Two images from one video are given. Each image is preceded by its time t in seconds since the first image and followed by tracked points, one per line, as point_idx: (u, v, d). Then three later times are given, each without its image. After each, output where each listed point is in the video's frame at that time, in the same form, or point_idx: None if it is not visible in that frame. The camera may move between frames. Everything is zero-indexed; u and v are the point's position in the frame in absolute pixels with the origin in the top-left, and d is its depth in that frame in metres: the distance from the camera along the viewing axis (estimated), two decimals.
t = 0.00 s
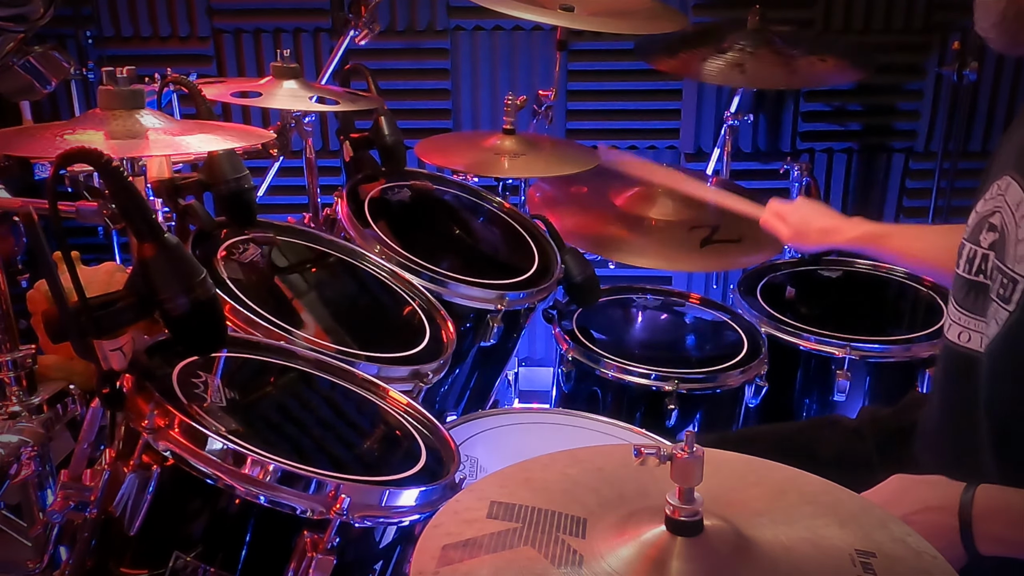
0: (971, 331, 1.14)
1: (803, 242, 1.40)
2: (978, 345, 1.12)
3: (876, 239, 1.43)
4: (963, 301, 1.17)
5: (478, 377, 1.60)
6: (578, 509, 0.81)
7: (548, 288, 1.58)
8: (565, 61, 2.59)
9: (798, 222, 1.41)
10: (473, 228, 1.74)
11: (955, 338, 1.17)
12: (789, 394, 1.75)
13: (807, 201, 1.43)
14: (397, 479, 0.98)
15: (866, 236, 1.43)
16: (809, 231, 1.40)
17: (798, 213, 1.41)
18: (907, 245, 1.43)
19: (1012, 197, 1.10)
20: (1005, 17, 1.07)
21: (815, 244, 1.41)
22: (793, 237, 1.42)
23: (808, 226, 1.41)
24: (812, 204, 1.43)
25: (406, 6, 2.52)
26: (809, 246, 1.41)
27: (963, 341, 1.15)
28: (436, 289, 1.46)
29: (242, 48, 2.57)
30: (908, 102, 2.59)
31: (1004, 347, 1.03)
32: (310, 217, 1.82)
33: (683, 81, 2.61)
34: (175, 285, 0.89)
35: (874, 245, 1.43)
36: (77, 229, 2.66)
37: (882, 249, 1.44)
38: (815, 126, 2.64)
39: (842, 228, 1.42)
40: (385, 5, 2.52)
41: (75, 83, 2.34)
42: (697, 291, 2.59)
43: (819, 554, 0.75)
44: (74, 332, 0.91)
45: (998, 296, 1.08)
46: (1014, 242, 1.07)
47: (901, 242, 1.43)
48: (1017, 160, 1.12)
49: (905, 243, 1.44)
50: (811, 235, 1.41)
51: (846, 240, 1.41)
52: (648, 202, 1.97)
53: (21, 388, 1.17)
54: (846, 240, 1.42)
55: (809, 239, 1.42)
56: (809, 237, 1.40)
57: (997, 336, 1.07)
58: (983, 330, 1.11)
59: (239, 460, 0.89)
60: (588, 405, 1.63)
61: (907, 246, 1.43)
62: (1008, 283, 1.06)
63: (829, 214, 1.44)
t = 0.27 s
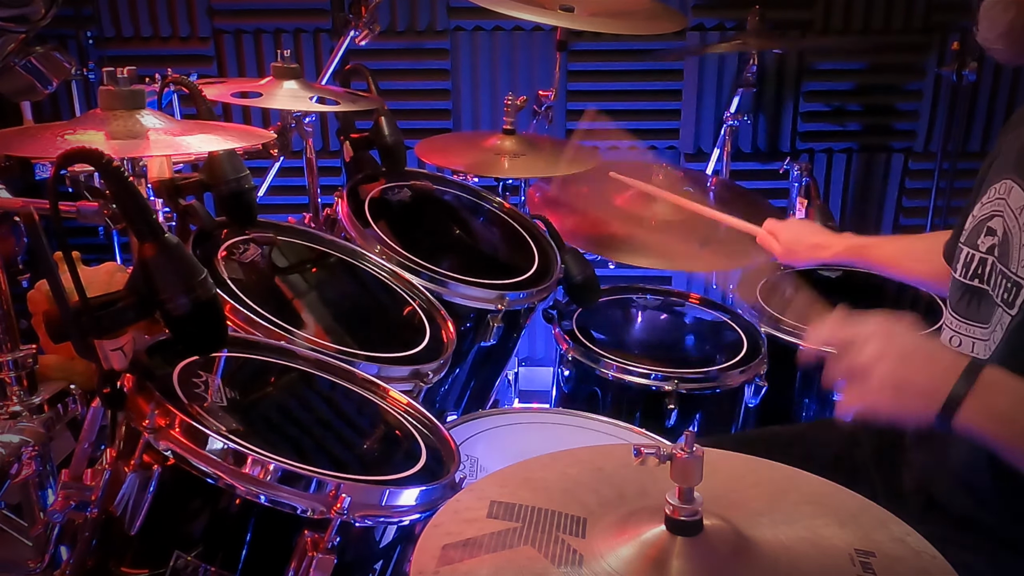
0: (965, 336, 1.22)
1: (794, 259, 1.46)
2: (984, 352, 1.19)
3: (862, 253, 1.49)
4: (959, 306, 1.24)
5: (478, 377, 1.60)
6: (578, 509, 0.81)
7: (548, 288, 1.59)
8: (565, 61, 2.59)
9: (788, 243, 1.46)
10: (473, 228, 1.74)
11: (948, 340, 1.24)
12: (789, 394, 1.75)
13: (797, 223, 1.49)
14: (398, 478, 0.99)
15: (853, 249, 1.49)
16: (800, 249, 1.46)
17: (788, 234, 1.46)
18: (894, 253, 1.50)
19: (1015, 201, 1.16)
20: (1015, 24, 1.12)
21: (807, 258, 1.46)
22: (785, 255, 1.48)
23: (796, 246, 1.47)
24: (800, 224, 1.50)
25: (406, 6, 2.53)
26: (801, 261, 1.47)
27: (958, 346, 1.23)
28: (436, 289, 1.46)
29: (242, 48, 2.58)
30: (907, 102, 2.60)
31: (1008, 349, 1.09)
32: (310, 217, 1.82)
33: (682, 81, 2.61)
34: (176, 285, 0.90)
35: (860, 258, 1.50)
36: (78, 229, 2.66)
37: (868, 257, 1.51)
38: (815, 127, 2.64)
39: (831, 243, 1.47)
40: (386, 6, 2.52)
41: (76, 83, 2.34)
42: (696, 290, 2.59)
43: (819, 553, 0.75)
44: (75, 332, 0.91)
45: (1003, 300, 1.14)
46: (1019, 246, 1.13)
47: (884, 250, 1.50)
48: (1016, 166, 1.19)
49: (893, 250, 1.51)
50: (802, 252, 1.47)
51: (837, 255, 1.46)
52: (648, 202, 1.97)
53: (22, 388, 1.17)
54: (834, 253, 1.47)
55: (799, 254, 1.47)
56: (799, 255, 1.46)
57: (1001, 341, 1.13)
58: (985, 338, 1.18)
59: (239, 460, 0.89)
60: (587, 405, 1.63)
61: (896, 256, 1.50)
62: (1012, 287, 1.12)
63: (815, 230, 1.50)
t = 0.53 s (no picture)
0: (959, 327, 1.17)
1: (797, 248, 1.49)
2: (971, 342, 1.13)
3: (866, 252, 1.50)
4: (957, 299, 1.19)
5: (478, 377, 1.61)
6: (578, 508, 0.81)
7: (548, 288, 1.59)
8: (565, 61, 2.59)
9: (796, 230, 1.49)
10: (473, 228, 1.74)
11: (944, 333, 1.20)
12: (788, 394, 1.75)
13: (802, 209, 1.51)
14: (398, 478, 0.99)
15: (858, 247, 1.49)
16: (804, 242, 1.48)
17: (796, 222, 1.49)
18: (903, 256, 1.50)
19: (1016, 193, 1.09)
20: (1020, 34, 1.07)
21: (808, 252, 1.49)
22: (789, 242, 1.50)
23: (803, 234, 1.49)
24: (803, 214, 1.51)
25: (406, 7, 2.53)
26: (804, 254, 1.50)
27: (949, 336, 1.18)
28: (436, 289, 1.46)
29: (243, 48, 2.58)
30: (906, 102, 2.60)
31: (1004, 343, 1.02)
32: (311, 217, 1.82)
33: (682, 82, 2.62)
34: (176, 285, 0.90)
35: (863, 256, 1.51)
36: (78, 229, 2.66)
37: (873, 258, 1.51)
38: (814, 127, 2.65)
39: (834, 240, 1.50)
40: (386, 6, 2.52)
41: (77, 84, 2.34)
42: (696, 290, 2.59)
43: (818, 553, 0.75)
44: (75, 331, 0.92)
45: (1002, 291, 1.07)
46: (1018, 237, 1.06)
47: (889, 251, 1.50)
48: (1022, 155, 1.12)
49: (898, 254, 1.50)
50: (805, 244, 1.49)
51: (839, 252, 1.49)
52: (648, 202, 1.98)
53: (23, 388, 1.17)
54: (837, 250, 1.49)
55: (802, 247, 1.50)
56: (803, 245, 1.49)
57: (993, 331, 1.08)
58: (976, 328, 1.13)
59: (240, 459, 0.89)
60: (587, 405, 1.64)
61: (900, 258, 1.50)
62: (1011, 277, 1.06)
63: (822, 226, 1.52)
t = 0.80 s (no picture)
0: (963, 337, 1.21)
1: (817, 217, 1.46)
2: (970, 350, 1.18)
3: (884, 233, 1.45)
4: (957, 309, 1.25)
5: (478, 377, 1.61)
6: (578, 508, 0.82)
7: (548, 288, 1.59)
8: (565, 62, 2.60)
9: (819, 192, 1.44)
10: (473, 228, 1.74)
11: (949, 344, 1.25)
12: (787, 395, 1.76)
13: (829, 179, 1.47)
14: (398, 478, 0.99)
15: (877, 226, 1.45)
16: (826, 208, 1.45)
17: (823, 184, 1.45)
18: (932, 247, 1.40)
19: (1000, 206, 1.18)
20: (991, 33, 1.16)
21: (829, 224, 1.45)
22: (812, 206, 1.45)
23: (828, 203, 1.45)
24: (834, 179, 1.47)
25: (406, 7, 2.53)
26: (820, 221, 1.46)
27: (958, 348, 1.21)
28: (436, 289, 1.47)
29: (243, 48, 2.58)
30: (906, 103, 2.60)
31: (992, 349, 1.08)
32: (311, 217, 1.82)
33: (682, 82, 2.62)
34: (177, 285, 0.90)
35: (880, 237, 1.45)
36: (79, 229, 2.66)
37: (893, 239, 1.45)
38: (814, 127, 2.65)
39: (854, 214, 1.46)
40: (386, 7, 2.53)
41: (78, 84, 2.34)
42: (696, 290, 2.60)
43: (818, 552, 0.76)
44: (76, 332, 0.92)
45: (990, 303, 1.14)
46: (1004, 249, 1.14)
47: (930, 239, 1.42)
48: (1006, 170, 1.19)
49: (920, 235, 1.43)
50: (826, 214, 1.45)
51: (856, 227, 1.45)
52: (648, 203, 1.98)
53: (24, 388, 1.18)
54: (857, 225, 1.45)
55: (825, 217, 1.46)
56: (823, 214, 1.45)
57: (984, 339, 1.13)
58: (974, 338, 1.19)
59: (240, 459, 0.90)
60: (587, 405, 1.64)
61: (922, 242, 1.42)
62: (999, 292, 1.12)
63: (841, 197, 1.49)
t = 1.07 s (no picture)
0: (963, 330, 1.15)
1: (817, 215, 1.47)
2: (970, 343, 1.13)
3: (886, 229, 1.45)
4: (956, 299, 1.18)
5: (478, 377, 1.61)
6: (578, 508, 0.82)
7: (548, 288, 1.59)
8: (565, 62, 2.60)
9: (816, 196, 1.48)
10: (473, 228, 1.74)
11: (944, 334, 1.19)
12: (787, 396, 1.76)
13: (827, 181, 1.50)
14: (399, 477, 0.99)
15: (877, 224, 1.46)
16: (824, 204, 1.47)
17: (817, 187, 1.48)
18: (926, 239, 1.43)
19: (1004, 194, 1.10)
20: (996, 27, 1.07)
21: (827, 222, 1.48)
22: (810, 208, 1.48)
23: (826, 202, 1.48)
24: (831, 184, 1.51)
25: (406, 7, 2.53)
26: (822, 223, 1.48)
27: (954, 339, 1.17)
28: (436, 289, 1.47)
29: (243, 48, 2.58)
30: (906, 103, 2.60)
31: (992, 341, 1.03)
32: (311, 217, 1.83)
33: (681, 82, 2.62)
34: (178, 285, 0.90)
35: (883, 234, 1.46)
36: (80, 229, 2.66)
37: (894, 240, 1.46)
38: (814, 128, 2.65)
39: (856, 212, 1.48)
40: (386, 7, 2.53)
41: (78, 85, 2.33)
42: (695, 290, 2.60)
43: (817, 552, 0.76)
44: (76, 332, 0.92)
45: (991, 291, 1.07)
46: (1005, 237, 1.07)
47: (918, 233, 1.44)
48: (1012, 157, 1.12)
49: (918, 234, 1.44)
50: (826, 212, 1.48)
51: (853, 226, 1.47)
52: (647, 203, 1.98)
53: (24, 388, 1.18)
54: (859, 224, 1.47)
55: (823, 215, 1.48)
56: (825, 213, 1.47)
57: (987, 326, 1.06)
58: (976, 329, 1.13)
59: (240, 459, 0.90)
60: (587, 405, 1.64)
61: (922, 238, 1.43)
62: (999, 277, 1.06)
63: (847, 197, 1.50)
